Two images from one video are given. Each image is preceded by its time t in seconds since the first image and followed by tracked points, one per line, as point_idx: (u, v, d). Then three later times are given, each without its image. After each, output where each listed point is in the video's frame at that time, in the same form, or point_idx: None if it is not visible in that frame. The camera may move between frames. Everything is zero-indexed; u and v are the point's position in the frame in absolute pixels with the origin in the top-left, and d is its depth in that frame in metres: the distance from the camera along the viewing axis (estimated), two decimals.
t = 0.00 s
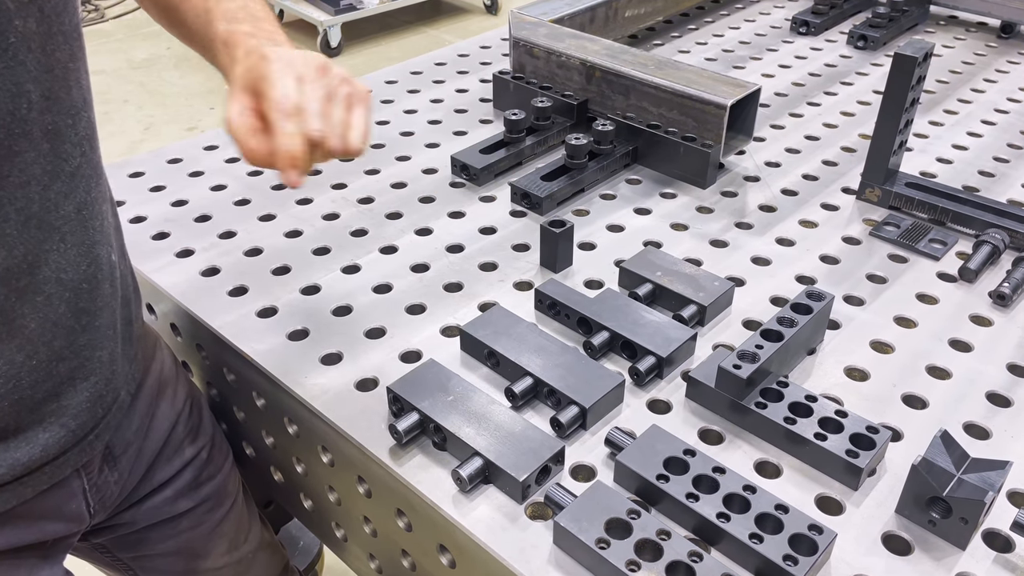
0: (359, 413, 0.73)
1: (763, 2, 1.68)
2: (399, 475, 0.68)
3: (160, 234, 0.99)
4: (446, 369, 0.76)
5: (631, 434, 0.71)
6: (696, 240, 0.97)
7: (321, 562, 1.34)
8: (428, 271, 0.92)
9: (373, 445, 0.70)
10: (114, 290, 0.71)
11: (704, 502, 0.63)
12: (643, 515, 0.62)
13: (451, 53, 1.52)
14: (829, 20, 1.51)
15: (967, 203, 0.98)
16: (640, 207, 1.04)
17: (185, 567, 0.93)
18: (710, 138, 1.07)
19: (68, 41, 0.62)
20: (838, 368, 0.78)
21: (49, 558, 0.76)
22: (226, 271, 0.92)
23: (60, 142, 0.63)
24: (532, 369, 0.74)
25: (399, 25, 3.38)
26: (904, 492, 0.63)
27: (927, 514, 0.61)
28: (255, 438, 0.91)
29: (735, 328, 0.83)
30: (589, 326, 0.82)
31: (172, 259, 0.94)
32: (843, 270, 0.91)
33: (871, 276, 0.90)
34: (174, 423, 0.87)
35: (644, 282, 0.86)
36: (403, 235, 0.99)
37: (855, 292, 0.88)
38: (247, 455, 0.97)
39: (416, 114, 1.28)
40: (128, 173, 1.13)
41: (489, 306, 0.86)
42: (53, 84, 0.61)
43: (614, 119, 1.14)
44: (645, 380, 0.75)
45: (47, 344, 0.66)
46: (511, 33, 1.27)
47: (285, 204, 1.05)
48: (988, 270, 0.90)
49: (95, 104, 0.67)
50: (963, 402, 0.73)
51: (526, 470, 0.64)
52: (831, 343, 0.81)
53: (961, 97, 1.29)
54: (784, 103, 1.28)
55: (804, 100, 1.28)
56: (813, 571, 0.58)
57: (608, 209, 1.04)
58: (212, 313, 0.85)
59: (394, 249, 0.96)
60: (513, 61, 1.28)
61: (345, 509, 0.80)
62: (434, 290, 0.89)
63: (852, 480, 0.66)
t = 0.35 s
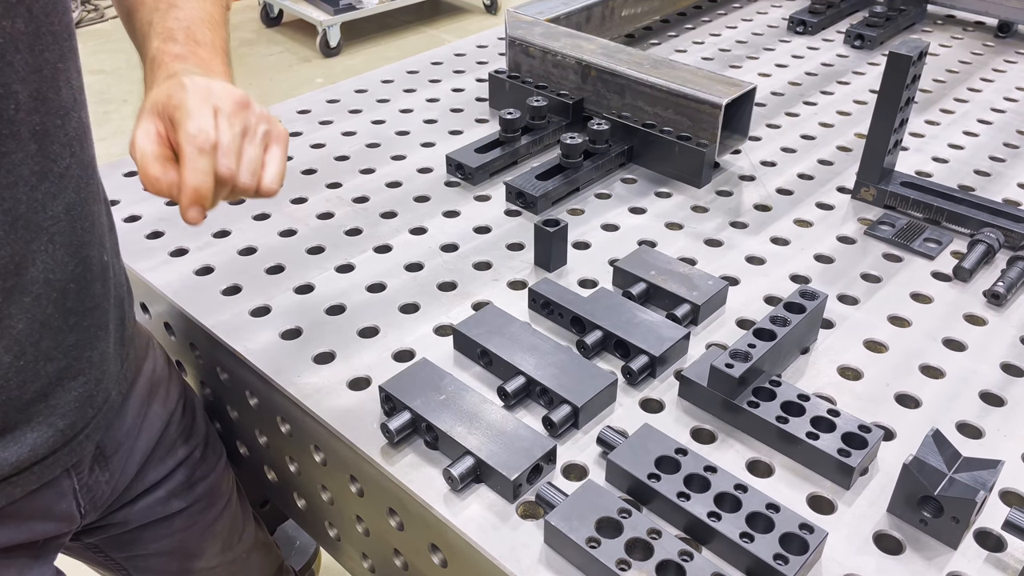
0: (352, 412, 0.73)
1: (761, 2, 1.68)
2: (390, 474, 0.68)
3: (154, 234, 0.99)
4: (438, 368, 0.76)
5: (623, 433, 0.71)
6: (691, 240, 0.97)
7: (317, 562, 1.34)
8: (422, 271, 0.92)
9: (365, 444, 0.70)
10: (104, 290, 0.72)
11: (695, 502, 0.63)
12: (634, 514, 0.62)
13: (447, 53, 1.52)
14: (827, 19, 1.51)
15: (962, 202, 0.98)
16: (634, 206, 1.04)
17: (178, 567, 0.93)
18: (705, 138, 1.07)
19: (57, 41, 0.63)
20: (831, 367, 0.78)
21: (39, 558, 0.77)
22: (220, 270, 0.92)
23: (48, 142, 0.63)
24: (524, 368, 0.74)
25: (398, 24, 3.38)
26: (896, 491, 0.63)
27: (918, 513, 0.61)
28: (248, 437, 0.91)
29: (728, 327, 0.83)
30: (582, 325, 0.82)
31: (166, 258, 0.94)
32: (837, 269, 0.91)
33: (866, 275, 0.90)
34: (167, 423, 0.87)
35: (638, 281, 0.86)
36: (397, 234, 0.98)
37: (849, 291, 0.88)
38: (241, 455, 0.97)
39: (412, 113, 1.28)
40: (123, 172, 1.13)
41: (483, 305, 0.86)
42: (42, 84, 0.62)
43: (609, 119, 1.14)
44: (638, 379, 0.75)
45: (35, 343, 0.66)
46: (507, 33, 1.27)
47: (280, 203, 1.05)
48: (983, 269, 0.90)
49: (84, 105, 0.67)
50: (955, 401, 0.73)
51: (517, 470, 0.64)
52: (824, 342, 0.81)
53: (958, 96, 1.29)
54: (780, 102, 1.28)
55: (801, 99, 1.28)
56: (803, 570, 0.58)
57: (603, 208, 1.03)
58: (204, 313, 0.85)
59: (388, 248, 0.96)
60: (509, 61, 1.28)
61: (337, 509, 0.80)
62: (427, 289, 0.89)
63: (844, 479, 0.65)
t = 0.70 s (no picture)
0: (344, 412, 0.74)
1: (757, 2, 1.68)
2: (382, 473, 0.68)
3: (149, 234, 1.00)
4: (430, 368, 0.76)
5: (614, 433, 0.71)
6: (684, 239, 0.97)
7: (314, 562, 1.34)
8: (416, 270, 0.92)
9: (357, 444, 0.70)
10: (98, 299, 0.71)
11: (685, 501, 0.63)
12: (623, 513, 0.62)
13: (444, 53, 1.52)
14: (822, 19, 1.52)
15: (956, 202, 0.98)
16: (628, 206, 1.04)
17: (172, 568, 0.93)
18: (699, 138, 1.07)
19: (45, 51, 0.61)
20: (822, 367, 0.78)
21: (33, 560, 0.76)
22: (214, 270, 0.92)
23: (34, 152, 0.63)
24: (516, 367, 0.75)
25: (398, 24, 3.39)
26: (885, 490, 0.63)
27: (907, 512, 0.62)
28: (242, 437, 0.91)
29: (720, 327, 0.83)
30: (575, 325, 0.82)
31: (160, 258, 0.94)
32: (829, 269, 0.91)
33: (858, 275, 0.90)
34: (160, 424, 0.88)
35: (630, 281, 0.87)
36: (391, 235, 0.99)
37: (841, 291, 0.88)
38: (235, 454, 0.98)
39: (408, 113, 1.28)
40: (118, 172, 1.13)
41: (475, 305, 0.87)
42: (27, 94, 0.61)
43: (604, 119, 1.14)
44: (629, 379, 0.76)
45: (25, 352, 0.66)
46: (502, 33, 1.27)
47: (275, 203, 1.05)
48: (975, 268, 0.90)
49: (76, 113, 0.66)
50: (946, 401, 0.73)
51: (507, 469, 0.65)
52: (815, 342, 0.81)
53: (952, 96, 1.30)
54: (776, 102, 1.28)
55: (795, 100, 1.29)
56: (792, 569, 0.58)
57: (597, 208, 1.04)
58: (198, 312, 0.85)
59: (382, 248, 0.96)
60: (504, 61, 1.28)
61: (330, 508, 0.80)
62: (421, 289, 0.89)
63: (834, 478, 0.66)
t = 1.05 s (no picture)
0: (339, 410, 0.73)
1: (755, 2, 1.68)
2: (376, 472, 0.68)
3: (145, 233, 0.99)
4: (425, 367, 0.76)
5: (609, 431, 0.71)
6: (680, 238, 0.97)
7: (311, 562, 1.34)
8: (412, 269, 0.92)
9: (351, 442, 0.70)
10: (88, 306, 0.71)
11: (679, 499, 0.63)
12: (617, 512, 0.62)
13: (441, 53, 1.52)
14: (820, 18, 1.52)
15: (952, 201, 0.98)
16: (624, 205, 1.04)
17: (168, 569, 0.93)
18: (695, 137, 1.07)
19: (38, 58, 0.62)
20: (818, 365, 0.78)
21: (26, 562, 0.77)
22: (210, 268, 0.92)
23: (28, 159, 0.62)
24: (511, 366, 0.74)
25: (397, 24, 3.39)
26: (880, 488, 0.63)
27: (902, 510, 0.61)
28: (237, 437, 0.91)
29: (716, 325, 0.83)
30: (570, 324, 0.82)
31: (155, 257, 0.94)
32: (825, 268, 0.91)
33: (854, 273, 0.90)
34: (154, 427, 0.88)
35: (626, 280, 0.87)
36: (387, 233, 0.99)
37: (837, 289, 0.88)
38: (231, 455, 0.98)
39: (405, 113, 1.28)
40: (114, 172, 1.13)
41: (471, 304, 0.87)
42: (22, 100, 0.61)
43: (600, 118, 1.14)
44: (625, 377, 0.76)
45: (17, 360, 0.65)
46: (499, 32, 1.27)
47: (271, 202, 1.05)
48: (972, 267, 0.90)
49: (69, 122, 0.66)
50: (941, 399, 0.73)
51: (502, 467, 0.65)
52: (811, 341, 0.81)
53: (949, 95, 1.30)
54: (773, 101, 1.28)
55: (792, 99, 1.29)
56: (786, 567, 0.58)
57: (594, 207, 1.04)
58: (193, 311, 0.85)
59: (377, 247, 0.96)
60: (501, 60, 1.28)
61: (326, 507, 0.80)
62: (416, 288, 0.89)
63: (829, 476, 0.66)
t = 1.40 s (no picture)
0: (334, 409, 0.73)
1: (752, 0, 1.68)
2: (371, 470, 0.68)
3: (141, 231, 0.99)
4: (421, 365, 0.76)
5: (604, 430, 0.70)
6: (676, 236, 0.97)
7: (308, 562, 1.34)
8: (408, 268, 0.92)
9: (347, 441, 0.70)
10: (83, 307, 0.71)
11: (674, 497, 0.63)
12: (612, 510, 0.62)
13: (439, 52, 1.52)
14: (817, 17, 1.52)
15: (949, 199, 0.98)
16: (621, 203, 1.04)
17: (165, 567, 0.93)
18: (692, 135, 1.07)
19: (41, 60, 0.61)
20: (814, 363, 0.78)
21: (21, 560, 0.76)
22: (205, 267, 0.92)
23: (28, 160, 0.62)
24: (506, 364, 0.74)
25: (396, 24, 3.39)
26: (876, 486, 0.62)
27: (898, 509, 0.61)
28: (234, 435, 0.91)
29: (712, 323, 0.83)
30: (566, 322, 0.81)
31: (151, 256, 0.94)
32: (822, 266, 0.91)
33: (851, 272, 0.90)
34: (152, 425, 0.88)
35: (622, 278, 0.86)
36: (383, 232, 0.98)
37: (834, 287, 0.88)
38: (228, 453, 0.97)
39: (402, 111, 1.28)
40: (110, 171, 1.13)
41: (467, 302, 0.86)
42: (23, 101, 0.61)
43: (597, 116, 1.14)
44: (621, 375, 0.75)
45: (13, 360, 0.65)
46: (496, 31, 1.27)
47: (267, 200, 1.05)
48: (969, 265, 0.90)
49: (71, 123, 0.66)
50: (938, 397, 0.73)
51: (497, 466, 0.64)
52: (807, 339, 0.81)
53: (947, 93, 1.29)
54: (770, 100, 1.28)
55: (790, 97, 1.28)
56: (781, 566, 0.58)
57: (590, 205, 1.04)
58: (189, 310, 0.85)
59: (373, 246, 0.96)
60: (498, 59, 1.28)
61: (321, 506, 0.80)
62: (412, 287, 0.89)
63: (824, 474, 0.65)
